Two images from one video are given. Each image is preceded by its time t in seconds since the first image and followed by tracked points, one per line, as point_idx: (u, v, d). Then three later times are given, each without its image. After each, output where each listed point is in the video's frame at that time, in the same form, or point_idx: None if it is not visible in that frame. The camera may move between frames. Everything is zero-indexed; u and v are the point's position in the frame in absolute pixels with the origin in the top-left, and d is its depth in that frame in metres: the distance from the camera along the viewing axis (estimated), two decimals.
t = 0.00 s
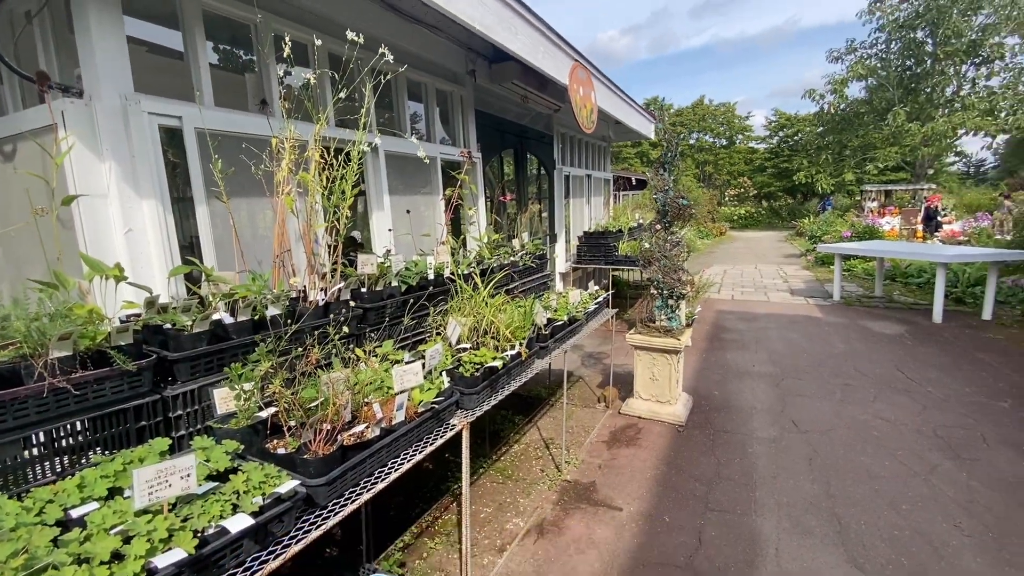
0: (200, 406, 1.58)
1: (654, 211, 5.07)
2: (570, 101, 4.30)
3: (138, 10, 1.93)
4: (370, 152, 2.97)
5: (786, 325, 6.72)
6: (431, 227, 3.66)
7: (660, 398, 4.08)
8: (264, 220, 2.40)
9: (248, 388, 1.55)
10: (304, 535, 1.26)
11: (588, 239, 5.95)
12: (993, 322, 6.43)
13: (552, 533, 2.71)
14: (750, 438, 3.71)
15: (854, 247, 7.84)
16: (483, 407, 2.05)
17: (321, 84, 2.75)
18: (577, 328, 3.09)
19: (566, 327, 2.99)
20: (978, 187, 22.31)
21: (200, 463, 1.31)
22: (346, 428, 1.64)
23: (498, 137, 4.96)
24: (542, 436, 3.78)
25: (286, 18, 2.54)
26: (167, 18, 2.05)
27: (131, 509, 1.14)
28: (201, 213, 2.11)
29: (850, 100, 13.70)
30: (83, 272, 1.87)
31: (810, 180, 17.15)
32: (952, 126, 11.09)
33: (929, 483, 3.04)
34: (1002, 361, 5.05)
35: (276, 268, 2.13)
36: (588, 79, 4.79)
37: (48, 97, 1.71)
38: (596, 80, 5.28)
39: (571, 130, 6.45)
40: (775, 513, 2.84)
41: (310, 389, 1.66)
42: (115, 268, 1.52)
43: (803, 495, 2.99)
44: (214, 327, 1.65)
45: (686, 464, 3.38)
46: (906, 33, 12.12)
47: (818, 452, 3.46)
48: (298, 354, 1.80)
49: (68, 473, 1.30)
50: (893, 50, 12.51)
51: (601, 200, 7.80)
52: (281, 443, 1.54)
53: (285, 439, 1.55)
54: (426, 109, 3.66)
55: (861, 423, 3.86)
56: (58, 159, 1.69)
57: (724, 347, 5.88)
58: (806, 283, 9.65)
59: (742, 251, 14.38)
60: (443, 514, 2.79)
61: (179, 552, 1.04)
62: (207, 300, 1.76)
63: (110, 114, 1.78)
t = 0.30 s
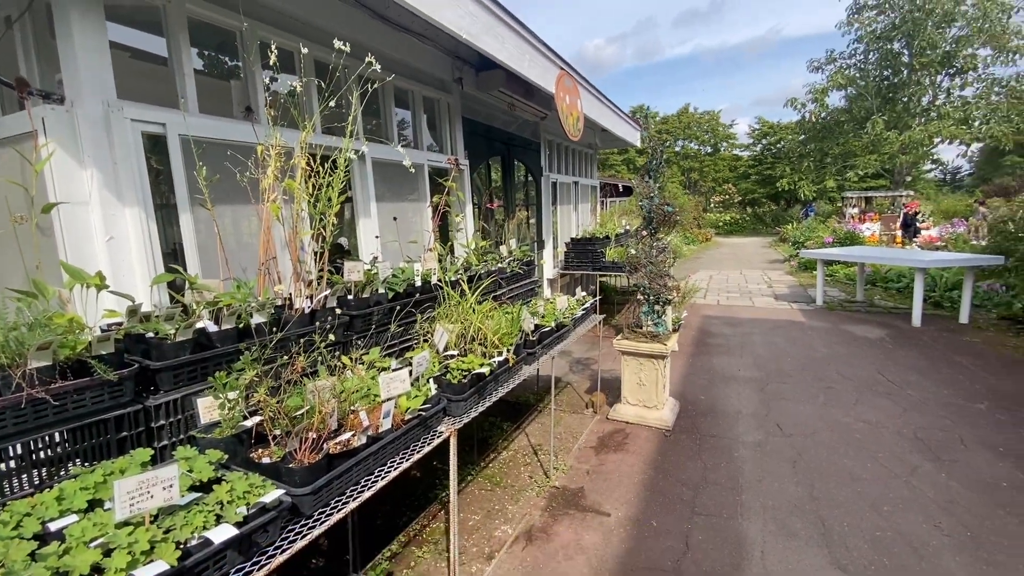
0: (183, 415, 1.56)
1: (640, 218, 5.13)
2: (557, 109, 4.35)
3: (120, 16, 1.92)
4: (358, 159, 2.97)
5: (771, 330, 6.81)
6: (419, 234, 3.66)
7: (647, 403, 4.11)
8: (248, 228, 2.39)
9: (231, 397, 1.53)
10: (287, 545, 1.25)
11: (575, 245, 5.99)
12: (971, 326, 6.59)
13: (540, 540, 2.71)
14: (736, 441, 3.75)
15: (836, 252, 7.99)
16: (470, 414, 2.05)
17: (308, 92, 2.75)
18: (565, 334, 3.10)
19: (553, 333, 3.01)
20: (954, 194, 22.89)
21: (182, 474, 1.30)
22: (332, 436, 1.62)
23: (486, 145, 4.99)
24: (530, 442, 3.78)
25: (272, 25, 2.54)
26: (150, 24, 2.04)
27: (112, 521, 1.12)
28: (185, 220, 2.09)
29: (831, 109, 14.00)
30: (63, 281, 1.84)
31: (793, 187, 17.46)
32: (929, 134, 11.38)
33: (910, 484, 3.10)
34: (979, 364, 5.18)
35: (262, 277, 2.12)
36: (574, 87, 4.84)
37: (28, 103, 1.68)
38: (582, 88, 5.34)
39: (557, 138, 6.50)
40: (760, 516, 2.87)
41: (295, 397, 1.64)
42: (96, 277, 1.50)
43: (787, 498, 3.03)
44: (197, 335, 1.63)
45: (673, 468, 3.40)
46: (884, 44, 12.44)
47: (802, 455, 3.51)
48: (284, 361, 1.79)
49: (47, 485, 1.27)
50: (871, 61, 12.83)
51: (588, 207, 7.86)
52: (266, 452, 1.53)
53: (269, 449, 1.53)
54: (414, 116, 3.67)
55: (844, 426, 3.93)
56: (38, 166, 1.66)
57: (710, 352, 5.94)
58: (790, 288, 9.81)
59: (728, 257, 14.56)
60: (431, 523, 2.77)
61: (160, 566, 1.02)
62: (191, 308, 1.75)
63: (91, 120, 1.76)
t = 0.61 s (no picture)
0: (174, 424, 1.55)
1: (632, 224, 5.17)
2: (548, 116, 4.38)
3: (110, 23, 1.92)
4: (350, 166, 2.98)
5: (762, 334, 6.87)
6: (411, 240, 3.67)
7: (640, 407, 4.13)
8: (240, 235, 2.38)
9: (223, 405, 1.52)
10: (280, 554, 1.24)
11: (567, 251, 6.02)
12: (957, 328, 6.69)
13: (534, 546, 2.71)
14: (728, 445, 3.77)
15: (825, 256, 8.09)
16: (463, 420, 2.05)
17: (300, 100, 2.76)
18: (557, 339, 3.12)
19: (546, 338, 3.02)
20: (940, 198, 23.27)
21: (173, 482, 1.29)
22: (324, 443, 1.62)
23: (478, 151, 5.02)
24: (524, 448, 3.78)
25: (263, 33, 2.55)
26: (141, 32, 2.04)
27: (101, 531, 1.11)
28: (176, 228, 2.08)
29: (818, 116, 14.20)
30: (52, 289, 1.83)
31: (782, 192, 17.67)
32: (915, 140, 11.58)
33: (900, 485, 3.13)
34: (965, 365, 5.26)
35: (254, 284, 2.11)
36: (565, 94, 4.89)
37: (16, 111, 1.68)
38: (573, 95, 5.39)
39: (549, 144, 6.55)
40: (753, 519, 2.88)
41: (287, 405, 1.64)
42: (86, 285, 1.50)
43: (780, 500, 3.05)
44: (188, 343, 1.63)
45: (666, 472, 3.41)
46: (869, 52, 12.66)
47: (794, 457, 3.54)
48: (276, 369, 1.79)
49: (34, 496, 1.26)
50: (857, 68, 13.05)
51: (580, 213, 7.91)
52: (258, 460, 1.52)
53: (261, 457, 1.53)
54: (406, 123, 3.68)
55: (835, 428, 3.97)
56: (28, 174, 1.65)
57: (702, 356, 5.97)
58: (780, 292, 9.91)
59: (719, 262, 14.68)
60: (425, 530, 2.76)
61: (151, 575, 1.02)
62: (182, 316, 1.74)
63: (81, 128, 1.76)
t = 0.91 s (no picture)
0: (167, 434, 1.55)
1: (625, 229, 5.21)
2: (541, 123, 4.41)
3: (102, 35, 1.93)
4: (342, 175, 2.99)
5: (756, 337, 6.91)
6: (405, 248, 3.68)
7: (635, 412, 4.14)
8: (233, 244, 2.39)
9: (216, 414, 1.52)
10: (273, 563, 1.25)
11: (561, 257, 6.05)
12: (948, 329, 6.75)
13: (530, 552, 2.71)
14: (723, 448, 3.79)
15: (817, 259, 8.15)
16: (457, 427, 2.06)
17: (292, 110, 2.77)
18: (551, 344, 3.13)
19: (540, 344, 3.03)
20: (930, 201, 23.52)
21: (165, 493, 1.29)
22: (317, 452, 1.62)
23: (471, 159, 5.04)
24: (519, 454, 3.78)
25: (255, 44, 2.56)
26: (133, 43, 2.05)
27: (93, 542, 1.11)
28: (169, 238, 2.08)
29: (809, 120, 14.35)
30: (44, 300, 1.83)
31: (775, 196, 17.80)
32: (904, 144, 11.71)
33: (893, 486, 3.15)
34: (956, 366, 5.30)
35: (246, 293, 2.12)
36: (557, 101, 4.93)
37: (9, 124, 1.69)
38: (565, 103, 5.44)
39: (542, 151, 6.59)
40: (747, 522, 2.89)
41: (280, 414, 1.64)
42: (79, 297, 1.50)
43: (774, 503, 3.06)
44: (181, 353, 1.63)
45: (661, 477, 3.42)
46: (858, 57, 12.82)
47: (788, 460, 3.55)
48: (269, 378, 1.79)
49: (26, 507, 1.26)
50: (846, 73, 13.21)
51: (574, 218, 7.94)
52: (251, 470, 1.52)
53: (254, 466, 1.53)
54: (398, 132, 3.70)
55: (828, 430, 3.99)
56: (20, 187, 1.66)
57: (697, 360, 6.00)
58: (774, 295, 9.97)
59: (713, 266, 14.76)
60: (420, 538, 2.76)
61: None
62: (174, 325, 1.75)
63: (74, 140, 1.77)
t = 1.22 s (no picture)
0: (159, 444, 1.54)
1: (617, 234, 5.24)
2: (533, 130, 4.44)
3: (94, 45, 1.94)
4: (335, 183, 3.01)
5: (749, 340, 6.95)
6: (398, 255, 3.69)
7: (629, 416, 4.15)
8: (225, 253, 2.39)
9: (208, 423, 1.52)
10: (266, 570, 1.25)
11: (555, 262, 6.07)
12: (939, 330, 6.82)
13: (526, 558, 2.70)
14: (717, 451, 3.80)
15: (810, 262, 8.22)
16: (450, 433, 2.06)
17: (285, 119, 2.79)
18: (545, 349, 3.14)
19: (534, 349, 3.04)
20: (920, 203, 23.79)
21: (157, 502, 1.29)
22: (311, 459, 1.62)
23: (464, 165, 5.06)
24: (515, 460, 3.78)
25: (247, 54, 2.58)
26: (125, 53, 2.07)
27: (84, 553, 1.10)
28: (161, 248, 2.09)
29: (799, 124, 14.50)
30: (35, 311, 1.82)
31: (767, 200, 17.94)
32: (893, 147, 11.85)
33: (886, 487, 3.17)
34: (947, 366, 5.36)
35: (239, 301, 2.12)
36: (549, 108, 4.97)
37: None
38: (557, 109, 5.48)
39: (535, 157, 6.63)
40: (743, 524, 2.90)
41: (274, 422, 1.64)
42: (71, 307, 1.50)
43: (768, 505, 3.07)
44: (173, 362, 1.63)
45: (657, 481, 3.43)
46: (846, 62, 12.98)
47: (782, 462, 3.57)
48: (261, 386, 1.79)
49: (17, 519, 1.25)
50: (835, 78, 13.37)
51: (567, 224, 7.98)
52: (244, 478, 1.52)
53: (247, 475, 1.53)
54: (391, 139, 3.72)
55: (821, 431, 4.02)
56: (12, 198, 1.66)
57: (691, 363, 6.02)
58: (767, 298, 10.03)
59: (707, 269, 14.84)
60: (416, 546, 2.75)
61: None
62: (167, 335, 1.75)
63: (65, 151, 1.77)
